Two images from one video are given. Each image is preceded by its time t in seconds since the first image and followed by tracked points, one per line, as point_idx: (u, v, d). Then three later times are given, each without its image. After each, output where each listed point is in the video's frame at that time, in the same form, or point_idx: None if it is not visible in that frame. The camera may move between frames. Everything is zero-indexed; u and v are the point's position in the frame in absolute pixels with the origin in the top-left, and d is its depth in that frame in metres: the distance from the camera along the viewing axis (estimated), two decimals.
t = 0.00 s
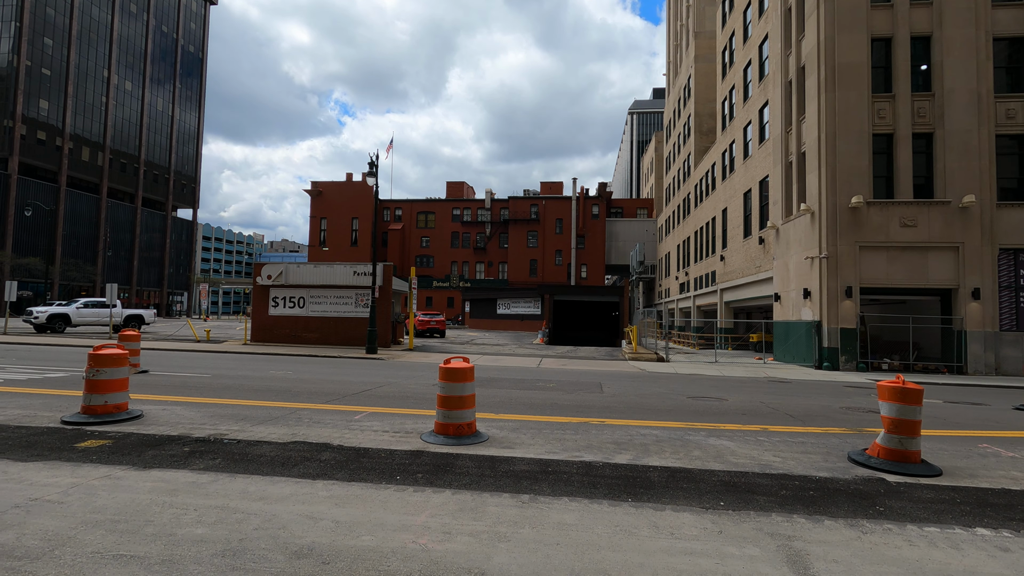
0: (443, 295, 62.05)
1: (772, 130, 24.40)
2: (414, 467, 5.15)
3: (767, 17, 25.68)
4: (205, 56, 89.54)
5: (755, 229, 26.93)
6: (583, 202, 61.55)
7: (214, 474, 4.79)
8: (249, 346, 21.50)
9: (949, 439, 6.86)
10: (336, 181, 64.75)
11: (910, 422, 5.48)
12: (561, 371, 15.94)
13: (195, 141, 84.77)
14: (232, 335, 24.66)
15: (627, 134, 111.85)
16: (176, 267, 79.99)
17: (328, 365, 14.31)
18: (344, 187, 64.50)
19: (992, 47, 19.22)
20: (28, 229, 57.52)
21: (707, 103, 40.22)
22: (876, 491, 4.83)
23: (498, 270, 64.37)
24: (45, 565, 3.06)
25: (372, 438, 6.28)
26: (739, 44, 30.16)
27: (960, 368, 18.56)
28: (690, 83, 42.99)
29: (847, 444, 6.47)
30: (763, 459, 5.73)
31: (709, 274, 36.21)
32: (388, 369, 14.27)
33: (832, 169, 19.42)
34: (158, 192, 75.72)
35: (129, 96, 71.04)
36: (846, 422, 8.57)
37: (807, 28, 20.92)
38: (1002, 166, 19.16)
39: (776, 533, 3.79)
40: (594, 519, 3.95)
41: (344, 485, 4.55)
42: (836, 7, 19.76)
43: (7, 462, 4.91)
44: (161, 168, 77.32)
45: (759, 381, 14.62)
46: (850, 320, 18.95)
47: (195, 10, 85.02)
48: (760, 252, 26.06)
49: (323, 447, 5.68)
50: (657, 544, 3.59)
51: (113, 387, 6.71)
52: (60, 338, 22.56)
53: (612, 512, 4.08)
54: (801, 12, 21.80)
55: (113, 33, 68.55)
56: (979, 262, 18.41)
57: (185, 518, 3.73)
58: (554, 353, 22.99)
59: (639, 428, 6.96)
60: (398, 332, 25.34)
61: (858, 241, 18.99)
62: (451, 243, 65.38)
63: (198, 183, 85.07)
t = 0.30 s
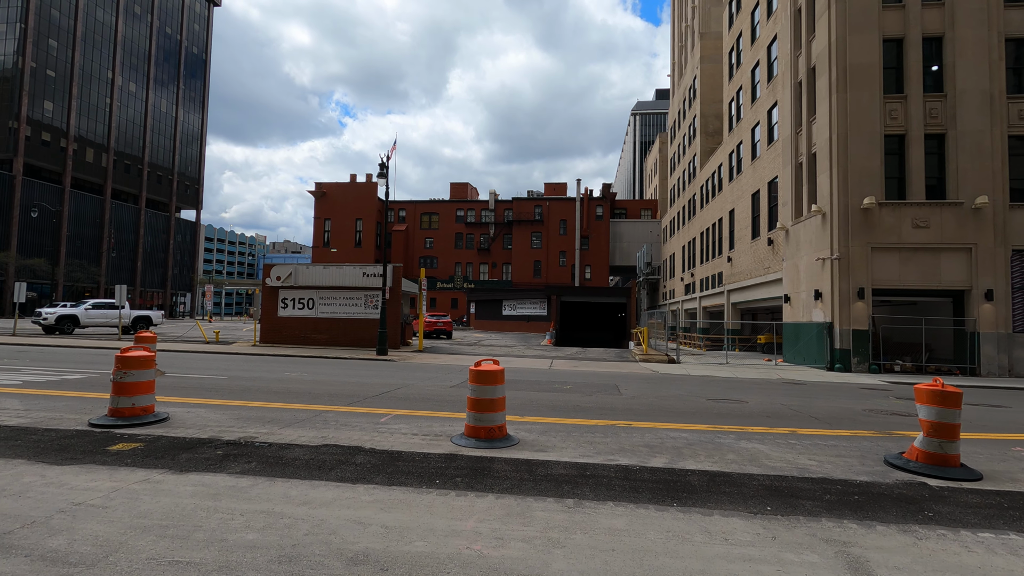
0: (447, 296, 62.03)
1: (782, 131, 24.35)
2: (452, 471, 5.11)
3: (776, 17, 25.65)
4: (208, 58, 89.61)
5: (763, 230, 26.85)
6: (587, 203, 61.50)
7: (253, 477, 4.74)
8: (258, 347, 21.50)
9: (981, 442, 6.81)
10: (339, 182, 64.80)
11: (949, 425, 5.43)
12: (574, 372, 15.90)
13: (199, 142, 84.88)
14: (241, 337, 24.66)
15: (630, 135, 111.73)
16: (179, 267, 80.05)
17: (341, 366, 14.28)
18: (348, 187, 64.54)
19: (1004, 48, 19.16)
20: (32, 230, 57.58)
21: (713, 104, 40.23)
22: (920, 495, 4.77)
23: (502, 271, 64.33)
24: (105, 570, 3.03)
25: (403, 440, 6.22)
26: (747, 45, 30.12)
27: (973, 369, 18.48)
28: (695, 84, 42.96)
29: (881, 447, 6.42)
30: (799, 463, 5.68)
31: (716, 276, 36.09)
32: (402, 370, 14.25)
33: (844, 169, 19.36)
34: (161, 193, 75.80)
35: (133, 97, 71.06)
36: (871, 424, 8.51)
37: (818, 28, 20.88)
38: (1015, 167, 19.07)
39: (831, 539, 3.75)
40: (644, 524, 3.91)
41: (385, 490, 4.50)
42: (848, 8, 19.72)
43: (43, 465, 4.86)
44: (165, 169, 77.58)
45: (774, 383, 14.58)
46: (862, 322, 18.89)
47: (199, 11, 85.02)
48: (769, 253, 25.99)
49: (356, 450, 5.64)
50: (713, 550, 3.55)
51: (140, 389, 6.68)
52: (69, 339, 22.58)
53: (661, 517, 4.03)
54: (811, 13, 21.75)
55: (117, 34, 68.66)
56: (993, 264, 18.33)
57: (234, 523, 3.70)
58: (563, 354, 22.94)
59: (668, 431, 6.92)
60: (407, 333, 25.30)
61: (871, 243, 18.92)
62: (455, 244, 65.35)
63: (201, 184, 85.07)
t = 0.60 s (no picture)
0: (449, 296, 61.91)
1: (789, 131, 24.29)
2: (489, 475, 5.02)
3: (783, 17, 25.59)
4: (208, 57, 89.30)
5: (769, 230, 26.81)
6: (589, 202, 61.43)
7: (288, 482, 4.65)
8: (265, 347, 21.40)
9: (1013, 446, 6.73)
10: (341, 182, 64.62)
11: (989, 429, 5.36)
12: (585, 373, 15.82)
13: (199, 142, 84.67)
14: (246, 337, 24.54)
15: (631, 135, 111.48)
16: (179, 267, 79.82)
17: (352, 367, 14.19)
18: (349, 187, 64.36)
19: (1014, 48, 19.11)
20: (32, 229, 57.31)
21: (717, 104, 40.25)
22: (967, 501, 4.70)
23: (504, 271, 64.24)
24: None
25: (431, 443, 6.15)
26: (753, 44, 30.07)
27: (983, 370, 18.46)
28: (699, 84, 42.89)
29: (915, 451, 6.35)
30: (836, 467, 5.61)
31: (720, 276, 36.08)
32: (414, 371, 14.16)
33: (853, 170, 19.31)
34: (161, 192, 75.53)
35: (133, 96, 70.78)
36: (896, 425, 8.44)
37: (827, 28, 20.83)
38: None
39: (888, 547, 3.68)
40: (697, 530, 3.84)
41: (425, 495, 4.42)
42: (857, 8, 19.67)
43: (73, 470, 4.77)
44: (165, 169, 77.35)
45: (787, 385, 14.53)
46: (871, 322, 18.84)
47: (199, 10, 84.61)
48: (776, 254, 25.94)
49: (387, 454, 5.55)
50: (770, 558, 3.48)
51: (164, 391, 6.59)
52: (74, 339, 22.46)
53: (713, 523, 3.96)
54: (820, 13, 21.70)
55: (117, 33, 68.42)
56: (1002, 264, 18.31)
57: (280, 531, 3.63)
58: (571, 355, 22.85)
59: (697, 434, 6.87)
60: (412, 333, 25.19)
61: (880, 243, 18.90)
62: (456, 243, 65.19)
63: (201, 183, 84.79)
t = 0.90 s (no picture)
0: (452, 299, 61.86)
1: (798, 133, 24.28)
2: (530, 480, 4.98)
3: (791, 20, 25.60)
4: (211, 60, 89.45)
5: (778, 233, 26.78)
6: (592, 205, 61.41)
7: (331, 486, 4.61)
8: (274, 350, 21.33)
9: None
10: (344, 184, 64.59)
11: None
12: (598, 376, 15.77)
13: (202, 144, 84.73)
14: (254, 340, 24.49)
15: (632, 137, 111.43)
16: (182, 270, 79.77)
17: (366, 370, 14.16)
18: (353, 190, 64.41)
19: None
20: (36, 231, 57.27)
21: (722, 107, 40.27)
22: (1016, 506, 4.65)
23: (507, 273, 64.20)
24: None
25: (465, 448, 6.11)
26: (760, 48, 30.07)
27: (995, 373, 18.40)
28: (703, 86, 42.90)
29: (950, 455, 6.31)
30: (877, 471, 5.56)
31: (726, 279, 36.04)
32: (429, 374, 14.11)
33: (864, 172, 19.30)
34: (164, 194, 75.51)
35: (136, 99, 70.83)
36: (922, 429, 8.40)
37: (837, 31, 20.85)
38: None
39: (950, 553, 3.64)
40: (753, 536, 3.80)
41: (471, 500, 4.38)
42: (867, 11, 19.70)
43: (112, 475, 4.72)
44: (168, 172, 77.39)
45: (802, 388, 14.48)
46: (884, 325, 18.79)
47: (202, 13, 84.81)
48: (784, 256, 25.89)
49: (424, 459, 5.51)
50: (834, 564, 3.44)
51: (193, 395, 6.55)
52: (83, 342, 22.39)
53: (766, 529, 3.92)
54: (830, 16, 21.70)
55: (121, 36, 68.44)
56: (1015, 266, 18.27)
57: (336, 537, 3.58)
58: (580, 358, 22.78)
59: (729, 438, 6.82)
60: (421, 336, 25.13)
61: (892, 246, 18.85)
62: (460, 246, 65.16)
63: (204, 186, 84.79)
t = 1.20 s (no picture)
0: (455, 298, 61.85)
1: (807, 133, 24.21)
2: (572, 484, 4.95)
3: (799, 19, 25.54)
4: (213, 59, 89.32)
5: (785, 233, 26.72)
6: (596, 204, 61.34)
7: (374, 491, 4.59)
8: (283, 349, 21.32)
9: None
10: (347, 183, 64.55)
11: None
12: (611, 376, 15.74)
13: (204, 143, 84.63)
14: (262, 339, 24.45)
15: (634, 136, 111.19)
16: (185, 269, 79.70)
17: (380, 370, 14.14)
18: (355, 189, 64.36)
19: None
20: (39, 230, 57.18)
21: (727, 106, 40.22)
22: None
23: (510, 273, 64.15)
24: None
25: (498, 451, 6.08)
26: (767, 47, 30.01)
27: (1008, 373, 18.32)
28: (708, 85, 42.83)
29: (983, 457, 6.28)
30: (915, 475, 5.54)
31: (732, 279, 35.97)
32: (444, 374, 14.09)
33: (875, 172, 19.25)
34: (166, 193, 75.46)
35: (138, 97, 70.68)
36: (947, 431, 8.38)
37: (848, 31, 20.80)
38: None
39: (1008, 560, 3.60)
40: (808, 543, 3.77)
41: (518, 505, 4.34)
42: (879, 10, 19.64)
43: (154, 479, 4.69)
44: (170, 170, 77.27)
45: (816, 389, 14.46)
46: (895, 325, 18.76)
47: (204, 12, 84.67)
48: (792, 256, 25.84)
49: (460, 462, 5.47)
50: (895, 571, 3.42)
51: (223, 397, 6.53)
52: (92, 341, 22.36)
53: (818, 535, 3.90)
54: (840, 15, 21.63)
55: (123, 34, 68.33)
56: None
57: (390, 543, 3.56)
58: (589, 358, 22.73)
59: (760, 440, 6.80)
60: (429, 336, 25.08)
61: (904, 246, 18.81)
62: (463, 245, 65.10)
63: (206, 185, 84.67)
